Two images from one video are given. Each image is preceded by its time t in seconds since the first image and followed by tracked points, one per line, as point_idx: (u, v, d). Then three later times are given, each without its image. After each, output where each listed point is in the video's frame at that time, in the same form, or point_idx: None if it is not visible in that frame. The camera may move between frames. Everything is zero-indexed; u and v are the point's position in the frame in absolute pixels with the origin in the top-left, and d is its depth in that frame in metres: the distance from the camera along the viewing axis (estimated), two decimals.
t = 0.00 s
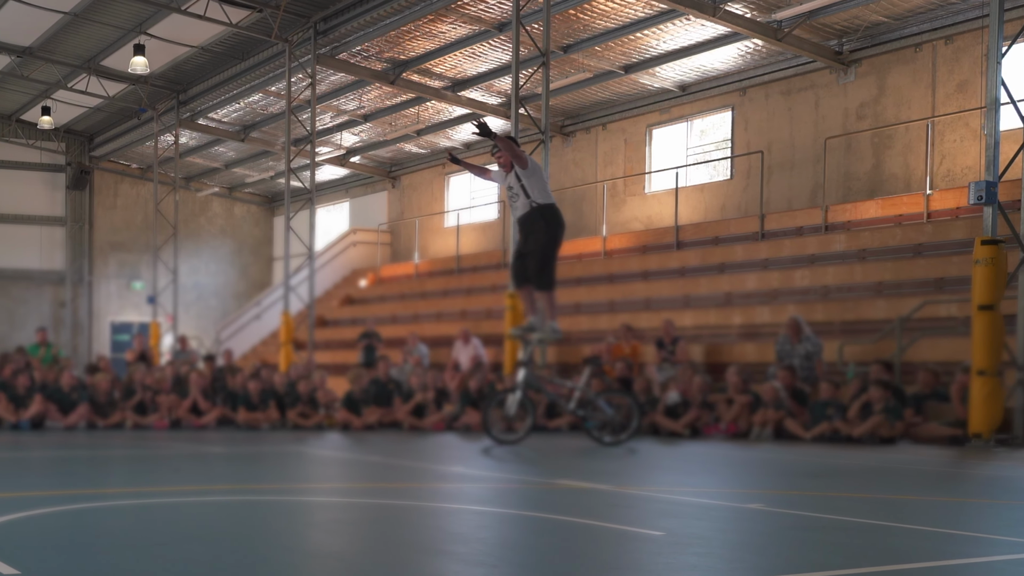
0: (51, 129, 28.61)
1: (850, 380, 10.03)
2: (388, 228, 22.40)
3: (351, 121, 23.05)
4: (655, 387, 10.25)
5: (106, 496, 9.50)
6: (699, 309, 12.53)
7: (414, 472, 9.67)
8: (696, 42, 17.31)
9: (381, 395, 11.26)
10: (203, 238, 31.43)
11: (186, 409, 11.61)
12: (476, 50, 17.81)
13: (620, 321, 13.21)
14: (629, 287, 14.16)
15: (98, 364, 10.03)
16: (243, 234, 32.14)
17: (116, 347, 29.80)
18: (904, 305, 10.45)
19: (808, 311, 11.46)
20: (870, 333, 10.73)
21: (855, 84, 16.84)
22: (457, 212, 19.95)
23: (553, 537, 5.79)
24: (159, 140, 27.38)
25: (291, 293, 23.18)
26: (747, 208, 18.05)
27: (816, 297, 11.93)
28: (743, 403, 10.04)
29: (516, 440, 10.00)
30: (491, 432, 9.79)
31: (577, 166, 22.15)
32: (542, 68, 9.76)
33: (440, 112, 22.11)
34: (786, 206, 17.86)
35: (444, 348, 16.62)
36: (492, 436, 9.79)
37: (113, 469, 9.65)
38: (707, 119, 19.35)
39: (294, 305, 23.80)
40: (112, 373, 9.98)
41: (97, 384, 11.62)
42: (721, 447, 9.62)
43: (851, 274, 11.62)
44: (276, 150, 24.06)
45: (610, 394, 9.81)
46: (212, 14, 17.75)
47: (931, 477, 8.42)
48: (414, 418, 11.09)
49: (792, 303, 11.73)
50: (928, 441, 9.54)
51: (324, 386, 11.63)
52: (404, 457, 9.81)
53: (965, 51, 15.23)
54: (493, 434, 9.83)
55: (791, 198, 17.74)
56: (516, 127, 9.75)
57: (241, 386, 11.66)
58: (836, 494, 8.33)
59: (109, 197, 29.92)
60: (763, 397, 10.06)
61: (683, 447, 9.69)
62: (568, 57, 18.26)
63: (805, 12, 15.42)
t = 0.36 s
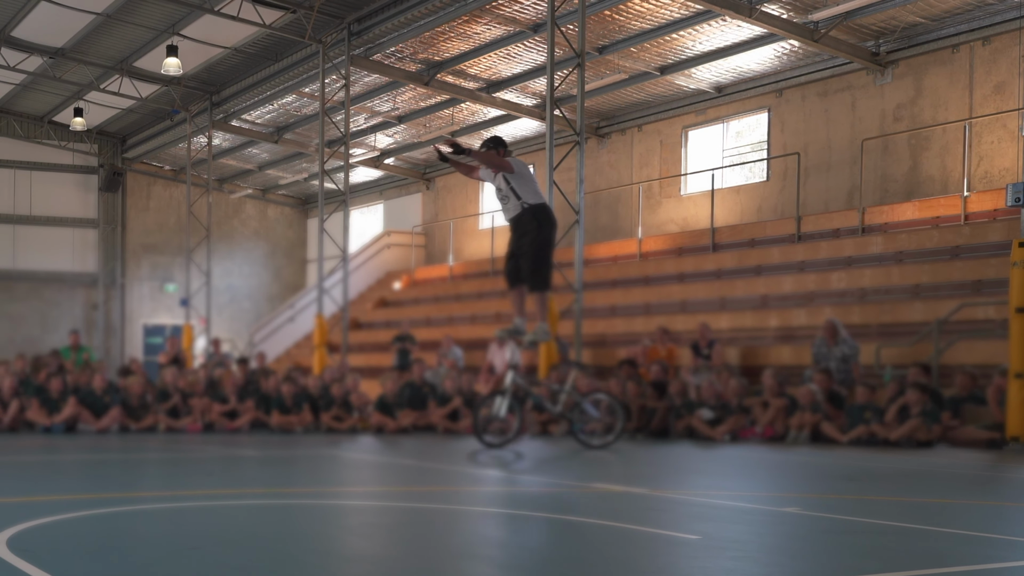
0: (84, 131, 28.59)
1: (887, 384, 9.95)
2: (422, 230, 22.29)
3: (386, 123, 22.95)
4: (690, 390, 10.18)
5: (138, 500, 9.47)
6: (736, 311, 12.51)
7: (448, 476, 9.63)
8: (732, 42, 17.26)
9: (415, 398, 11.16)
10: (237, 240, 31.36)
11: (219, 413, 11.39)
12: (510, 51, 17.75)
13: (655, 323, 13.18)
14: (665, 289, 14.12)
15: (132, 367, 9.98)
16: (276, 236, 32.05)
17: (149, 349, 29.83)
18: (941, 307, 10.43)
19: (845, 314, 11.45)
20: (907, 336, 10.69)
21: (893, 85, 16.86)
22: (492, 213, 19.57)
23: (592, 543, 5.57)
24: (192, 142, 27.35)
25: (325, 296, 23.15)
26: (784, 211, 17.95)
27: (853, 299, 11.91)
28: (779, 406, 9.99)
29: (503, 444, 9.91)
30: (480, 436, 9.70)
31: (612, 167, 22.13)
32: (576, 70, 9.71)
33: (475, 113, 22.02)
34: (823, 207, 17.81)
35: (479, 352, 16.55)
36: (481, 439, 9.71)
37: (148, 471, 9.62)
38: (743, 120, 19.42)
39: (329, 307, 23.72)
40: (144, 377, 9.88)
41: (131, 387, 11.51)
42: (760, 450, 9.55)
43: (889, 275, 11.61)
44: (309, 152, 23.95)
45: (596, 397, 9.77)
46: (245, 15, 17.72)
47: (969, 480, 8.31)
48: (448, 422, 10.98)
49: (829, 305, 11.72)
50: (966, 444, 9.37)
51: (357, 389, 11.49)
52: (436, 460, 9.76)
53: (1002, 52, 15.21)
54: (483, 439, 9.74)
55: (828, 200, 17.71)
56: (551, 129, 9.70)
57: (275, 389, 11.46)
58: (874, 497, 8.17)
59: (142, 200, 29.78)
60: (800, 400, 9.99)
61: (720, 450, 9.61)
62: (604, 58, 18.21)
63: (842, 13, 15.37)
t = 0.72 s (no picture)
0: (120, 132, 28.58)
1: (930, 387, 9.89)
2: (460, 232, 21.84)
3: (424, 124, 22.82)
4: (730, 392, 10.12)
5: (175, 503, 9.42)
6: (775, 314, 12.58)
7: (487, 480, 9.55)
8: (772, 44, 17.26)
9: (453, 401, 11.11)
10: (274, 242, 31.29)
11: (256, 417, 11.32)
12: (550, 52, 17.69)
13: (695, 326, 13.20)
14: (703, 292, 14.11)
15: (168, 370, 9.91)
16: (314, 238, 31.88)
17: (186, 352, 29.63)
18: (984, 311, 10.45)
19: (885, 317, 11.48)
20: (948, 339, 10.70)
21: (934, 87, 16.86)
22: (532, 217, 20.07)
23: (636, 546, 5.37)
24: (230, 144, 27.34)
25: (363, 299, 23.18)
26: (825, 214, 17.88)
27: (894, 302, 11.92)
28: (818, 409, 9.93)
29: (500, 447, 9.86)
30: (477, 441, 9.64)
31: (652, 169, 22.07)
32: (617, 71, 9.65)
33: (514, 114, 21.86)
34: (865, 209, 17.83)
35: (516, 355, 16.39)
36: (478, 443, 9.66)
37: (184, 475, 9.56)
38: (783, 122, 19.42)
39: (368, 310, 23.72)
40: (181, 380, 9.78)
41: (167, 390, 11.39)
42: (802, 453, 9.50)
43: (930, 278, 11.63)
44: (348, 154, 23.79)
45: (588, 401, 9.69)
46: (283, 16, 17.66)
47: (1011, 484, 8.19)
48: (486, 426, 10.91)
49: (870, 308, 11.75)
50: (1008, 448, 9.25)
51: (395, 392, 11.40)
52: (473, 464, 9.70)
53: None
54: (478, 443, 9.66)
55: (869, 202, 17.71)
56: (590, 131, 9.64)
57: (311, 391, 11.40)
58: (913, 501, 7.94)
59: (179, 201, 29.80)
60: (841, 403, 9.92)
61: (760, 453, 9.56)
62: (643, 59, 18.23)
63: (884, 13, 15.36)
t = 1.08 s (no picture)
0: (160, 134, 28.38)
1: (975, 390, 9.82)
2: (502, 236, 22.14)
3: (466, 125, 22.71)
4: (773, 396, 10.04)
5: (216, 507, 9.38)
6: (820, 318, 12.71)
7: (529, 485, 9.55)
8: (816, 45, 17.27)
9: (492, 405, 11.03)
10: (315, 245, 30.99)
11: (296, 421, 11.20)
12: (591, 53, 17.65)
13: (738, 329, 13.30)
14: (747, 295, 14.15)
15: (206, 374, 9.86)
16: (355, 241, 31.75)
17: (227, 356, 29.29)
18: None
19: (931, 320, 11.57)
20: (994, 341, 10.82)
21: (980, 88, 16.83)
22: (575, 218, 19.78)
23: (671, 549, 5.26)
24: (270, 145, 26.93)
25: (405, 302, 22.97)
26: (870, 215, 17.85)
27: (939, 304, 12.00)
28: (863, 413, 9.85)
29: (504, 451, 9.81)
30: (481, 446, 9.60)
31: (695, 171, 22.02)
32: (659, 72, 9.58)
33: (557, 116, 21.74)
34: (908, 212, 17.77)
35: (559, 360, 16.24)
36: (481, 447, 9.62)
37: (224, 480, 9.50)
38: (827, 123, 19.35)
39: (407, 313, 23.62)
40: (220, 383, 9.74)
41: (207, 394, 11.32)
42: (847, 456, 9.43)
43: (975, 281, 11.70)
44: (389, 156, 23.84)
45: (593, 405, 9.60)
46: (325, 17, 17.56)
47: None
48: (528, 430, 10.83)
49: (915, 310, 11.85)
50: None
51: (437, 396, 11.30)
52: (514, 469, 9.65)
53: None
54: (482, 446, 9.63)
55: (913, 204, 17.66)
56: (633, 133, 9.57)
57: (352, 395, 11.33)
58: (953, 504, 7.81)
59: (219, 204, 29.45)
60: (886, 406, 9.82)
61: (804, 456, 9.49)
62: (685, 62, 18.26)
63: (929, 13, 15.34)
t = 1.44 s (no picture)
0: (202, 136, 28.02)
1: None
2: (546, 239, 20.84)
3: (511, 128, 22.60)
4: (820, 399, 9.98)
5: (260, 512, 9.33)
6: (867, 321, 12.87)
7: (571, 488, 9.47)
8: (863, 47, 17.34)
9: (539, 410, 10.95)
10: (359, 247, 30.90)
11: (341, 425, 11.07)
12: (638, 55, 17.61)
13: (785, 333, 13.52)
14: (793, 299, 14.28)
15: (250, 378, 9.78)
16: (399, 244, 31.65)
17: (270, 359, 29.17)
18: None
19: (980, 324, 11.84)
20: None
21: None
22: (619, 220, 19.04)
23: (698, 551, 5.35)
24: (313, 148, 26.71)
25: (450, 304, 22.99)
26: (917, 217, 17.61)
27: (987, 308, 12.11)
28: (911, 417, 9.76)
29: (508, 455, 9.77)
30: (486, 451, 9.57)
31: (742, 173, 22.01)
32: (706, 74, 9.51)
33: (602, 117, 21.68)
34: (957, 214, 17.74)
35: (605, 362, 16.20)
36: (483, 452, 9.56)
37: (267, 484, 9.47)
38: (874, 126, 19.39)
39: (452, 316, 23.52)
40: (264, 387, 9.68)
41: (249, 398, 11.16)
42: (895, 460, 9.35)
43: None
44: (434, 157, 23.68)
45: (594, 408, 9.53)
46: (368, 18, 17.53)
47: None
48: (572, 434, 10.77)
49: (963, 315, 12.01)
50: None
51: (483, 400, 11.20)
52: (560, 473, 9.58)
53: None
54: (485, 451, 9.57)
55: (962, 207, 17.63)
56: (679, 135, 9.50)
57: (396, 399, 11.24)
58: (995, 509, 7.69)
59: (262, 206, 29.34)
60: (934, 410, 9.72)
61: (851, 461, 9.43)
62: (733, 63, 18.25)
63: (977, 15, 15.33)
